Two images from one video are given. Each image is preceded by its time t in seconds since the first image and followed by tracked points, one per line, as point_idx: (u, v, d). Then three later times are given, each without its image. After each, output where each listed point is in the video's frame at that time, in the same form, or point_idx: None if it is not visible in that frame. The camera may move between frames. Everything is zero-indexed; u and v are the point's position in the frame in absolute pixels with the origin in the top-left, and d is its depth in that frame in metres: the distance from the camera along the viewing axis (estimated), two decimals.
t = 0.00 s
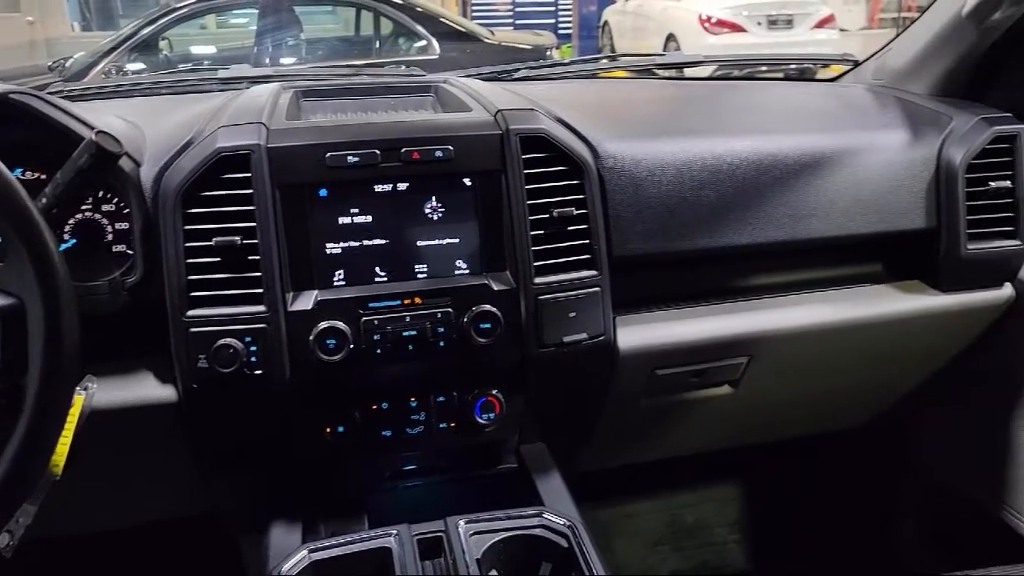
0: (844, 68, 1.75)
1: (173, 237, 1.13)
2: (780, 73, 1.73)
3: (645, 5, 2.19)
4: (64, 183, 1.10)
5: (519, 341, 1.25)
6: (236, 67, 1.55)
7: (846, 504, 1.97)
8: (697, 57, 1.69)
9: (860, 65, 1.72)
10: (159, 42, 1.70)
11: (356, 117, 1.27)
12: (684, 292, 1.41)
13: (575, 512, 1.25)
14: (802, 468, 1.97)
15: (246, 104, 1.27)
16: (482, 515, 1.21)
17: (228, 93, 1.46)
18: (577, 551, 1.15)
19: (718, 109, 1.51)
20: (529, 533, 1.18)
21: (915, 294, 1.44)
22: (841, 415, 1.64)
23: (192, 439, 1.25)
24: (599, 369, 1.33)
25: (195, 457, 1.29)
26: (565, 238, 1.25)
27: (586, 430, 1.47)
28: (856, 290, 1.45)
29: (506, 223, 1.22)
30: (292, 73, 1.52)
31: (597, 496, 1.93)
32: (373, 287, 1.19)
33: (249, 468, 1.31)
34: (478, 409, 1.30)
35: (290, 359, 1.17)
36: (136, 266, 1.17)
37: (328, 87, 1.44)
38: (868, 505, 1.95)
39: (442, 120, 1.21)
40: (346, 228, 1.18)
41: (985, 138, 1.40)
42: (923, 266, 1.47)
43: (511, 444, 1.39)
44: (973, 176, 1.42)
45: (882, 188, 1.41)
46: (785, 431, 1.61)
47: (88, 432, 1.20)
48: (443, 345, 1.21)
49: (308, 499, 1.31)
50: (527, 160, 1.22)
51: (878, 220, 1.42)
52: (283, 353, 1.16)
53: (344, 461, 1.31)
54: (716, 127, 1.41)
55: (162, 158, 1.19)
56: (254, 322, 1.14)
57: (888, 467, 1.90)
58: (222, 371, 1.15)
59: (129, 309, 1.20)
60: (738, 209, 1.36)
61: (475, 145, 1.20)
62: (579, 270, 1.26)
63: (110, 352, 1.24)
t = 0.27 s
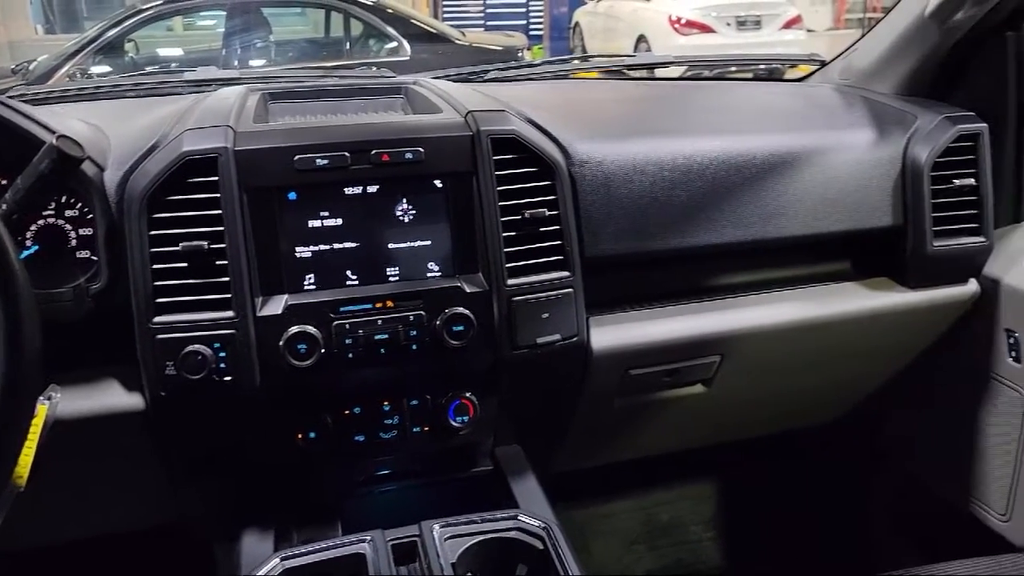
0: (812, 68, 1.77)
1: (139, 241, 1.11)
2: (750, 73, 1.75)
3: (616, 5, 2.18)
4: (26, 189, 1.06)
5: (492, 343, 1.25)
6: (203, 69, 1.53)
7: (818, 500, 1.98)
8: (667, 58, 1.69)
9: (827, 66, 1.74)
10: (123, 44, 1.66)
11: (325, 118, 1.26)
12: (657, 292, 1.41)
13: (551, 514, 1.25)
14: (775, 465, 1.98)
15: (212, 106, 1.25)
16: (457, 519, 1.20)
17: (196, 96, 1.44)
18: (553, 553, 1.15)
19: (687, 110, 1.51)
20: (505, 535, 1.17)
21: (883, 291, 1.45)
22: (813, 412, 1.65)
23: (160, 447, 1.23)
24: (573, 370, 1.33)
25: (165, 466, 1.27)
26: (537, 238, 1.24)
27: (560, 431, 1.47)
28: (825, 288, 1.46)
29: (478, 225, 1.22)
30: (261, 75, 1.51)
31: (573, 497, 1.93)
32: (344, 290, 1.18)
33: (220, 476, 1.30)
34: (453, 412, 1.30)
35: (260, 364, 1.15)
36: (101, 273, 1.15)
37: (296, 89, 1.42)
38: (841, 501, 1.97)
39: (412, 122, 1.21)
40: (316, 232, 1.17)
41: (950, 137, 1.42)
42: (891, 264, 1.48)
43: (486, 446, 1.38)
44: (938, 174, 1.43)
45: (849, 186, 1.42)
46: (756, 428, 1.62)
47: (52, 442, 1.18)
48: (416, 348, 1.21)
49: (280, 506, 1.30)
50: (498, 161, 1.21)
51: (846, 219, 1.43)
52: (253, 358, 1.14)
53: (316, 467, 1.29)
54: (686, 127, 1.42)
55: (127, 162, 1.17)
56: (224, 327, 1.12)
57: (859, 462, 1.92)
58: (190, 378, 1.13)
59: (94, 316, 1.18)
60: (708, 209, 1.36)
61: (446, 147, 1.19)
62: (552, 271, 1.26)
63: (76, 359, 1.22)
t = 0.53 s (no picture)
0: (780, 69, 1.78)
1: (104, 248, 1.09)
2: (719, 75, 1.76)
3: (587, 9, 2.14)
4: None
5: (465, 346, 1.24)
6: (169, 73, 1.51)
7: (791, 497, 2.00)
8: (636, 61, 1.71)
9: (794, 67, 1.75)
10: (89, 48, 1.62)
11: (293, 122, 1.25)
12: (628, 293, 1.42)
13: (526, 517, 1.24)
14: (747, 464, 1.99)
15: (178, 110, 1.24)
16: (432, 523, 1.19)
17: (162, 99, 1.42)
18: (528, 556, 1.15)
19: (656, 112, 1.52)
20: (480, 539, 1.17)
21: (851, 289, 1.47)
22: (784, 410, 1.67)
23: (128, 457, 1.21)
24: (546, 373, 1.33)
25: (134, 476, 1.25)
26: (509, 241, 1.24)
27: (534, 433, 1.47)
28: (794, 287, 1.47)
29: (449, 228, 1.21)
30: (228, 79, 1.49)
31: (548, 499, 1.93)
32: (314, 295, 1.17)
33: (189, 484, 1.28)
34: (426, 416, 1.29)
35: (229, 371, 1.14)
36: (65, 280, 1.13)
37: (264, 92, 1.41)
38: (812, 498, 1.99)
39: (382, 125, 1.20)
40: (285, 236, 1.16)
41: (914, 137, 1.43)
42: (858, 262, 1.50)
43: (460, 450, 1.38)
44: (903, 174, 1.45)
45: (817, 186, 1.44)
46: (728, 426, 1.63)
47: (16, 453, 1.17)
48: (388, 353, 1.20)
49: (252, 514, 1.28)
50: (468, 164, 1.21)
51: (815, 218, 1.44)
52: (222, 365, 1.13)
53: (288, 474, 1.28)
54: (656, 128, 1.42)
55: (91, 167, 1.15)
56: (192, 334, 1.11)
57: (830, 459, 1.94)
58: (158, 386, 1.11)
59: (59, 324, 1.16)
60: (678, 210, 1.37)
61: (416, 150, 1.19)
62: (524, 274, 1.25)
63: (40, 369, 1.20)
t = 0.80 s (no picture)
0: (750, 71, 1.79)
1: (69, 254, 1.07)
2: (691, 76, 1.77)
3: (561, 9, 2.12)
4: None
5: (439, 349, 1.23)
6: (135, 75, 1.49)
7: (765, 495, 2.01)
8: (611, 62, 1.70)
9: (764, 68, 1.77)
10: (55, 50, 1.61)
11: (263, 124, 1.23)
12: (602, 294, 1.41)
13: (502, 519, 1.24)
14: (721, 462, 2.00)
15: (145, 113, 1.22)
16: (407, 528, 1.18)
17: (129, 102, 1.40)
18: (504, 559, 1.14)
19: (628, 113, 1.52)
20: (456, 543, 1.16)
21: (822, 288, 1.48)
22: (758, 408, 1.67)
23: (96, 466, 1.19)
24: (520, 375, 1.33)
25: (102, 485, 1.23)
26: (483, 243, 1.24)
27: (509, 435, 1.46)
28: (766, 286, 1.47)
29: (422, 231, 1.20)
30: (196, 81, 1.47)
31: (524, 500, 1.93)
32: (285, 299, 1.15)
33: (160, 493, 1.26)
34: (400, 420, 1.28)
35: (199, 378, 1.12)
36: (29, 287, 1.11)
37: (233, 94, 1.39)
38: (786, 495, 2.00)
39: (353, 127, 1.19)
40: (255, 240, 1.14)
41: (882, 137, 1.45)
42: (829, 260, 1.51)
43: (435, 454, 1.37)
44: (872, 173, 1.46)
45: (787, 186, 1.45)
46: (702, 425, 1.64)
47: None
48: (361, 356, 1.19)
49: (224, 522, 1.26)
50: (441, 165, 1.20)
51: (786, 218, 1.45)
52: (192, 371, 1.11)
53: (261, 481, 1.27)
54: (627, 130, 1.43)
55: (56, 171, 1.13)
56: (160, 341, 1.09)
57: (804, 457, 1.96)
58: (126, 394, 1.10)
59: (23, 332, 1.14)
60: (651, 210, 1.37)
61: (387, 152, 1.18)
62: (498, 275, 1.25)
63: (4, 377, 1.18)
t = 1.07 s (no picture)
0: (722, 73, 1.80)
1: (35, 260, 1.05)
2: (664, 79, 1.78)
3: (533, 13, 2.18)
4: None
5: (415, 352, 1.22)
6: (103, 78, 1.47)
7: (740, 494, 2.02)
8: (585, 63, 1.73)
9: (735, 69, 1.78)
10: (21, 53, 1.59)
11: (234, 127, 1.22)
12: (578, 296, 1.41)
13: (479, 523, 1.23)
14: (697, 462, 2.00)
15: (113, 116, 1.20)
16: (385, 533, 1.17)
17: (97, 105, 1.38)
18: (483, 563, 1.13)
19: (601, 114, 1.52)
20: (434, 548, 1.15)
21: (795, 287, 1.49)
22: (733, 408, 1.68)
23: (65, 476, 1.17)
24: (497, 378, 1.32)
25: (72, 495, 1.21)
26: (458, 245, 1.23)
27: (486, 438, 1.46)
28: (740, 286, 1.48)
29: (396, 233, 1.19)
30: (165, 84, 1.46)
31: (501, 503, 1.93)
32: (258, 304, 1.14)
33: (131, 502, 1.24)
34: (376, 425, 1.27)
35: (171, 384, 1.11)
36: None
37: (203, 97, 1.38)
38: (761, 494, 2.01)
39: (325, 130, 1.18)
40: (227, 245, 1.13)
41: (853, 137, 1.46)
42: (801, 260, 1.52)
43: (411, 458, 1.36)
44: (843, 173, 1.47)
45: (760, 187, 1.45)
46: (678, 426, 1.64)
47: None
48: (335, 361, 1.18)
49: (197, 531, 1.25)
50: (415, 168, 1.19)
51: (759, 218, 1.46)
52: (162, 379, 1.10)
53: (235, 488, 1.25)
54: (601, 131, 1.43)
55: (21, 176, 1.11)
56: (130, 348, 1.08)
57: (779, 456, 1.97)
58: (95, 402, 1.08)
59: None
60: (625, 212, 1.37)
61: (361, 155, 1.17)
62: (473, 278, 1.24)
63: None
